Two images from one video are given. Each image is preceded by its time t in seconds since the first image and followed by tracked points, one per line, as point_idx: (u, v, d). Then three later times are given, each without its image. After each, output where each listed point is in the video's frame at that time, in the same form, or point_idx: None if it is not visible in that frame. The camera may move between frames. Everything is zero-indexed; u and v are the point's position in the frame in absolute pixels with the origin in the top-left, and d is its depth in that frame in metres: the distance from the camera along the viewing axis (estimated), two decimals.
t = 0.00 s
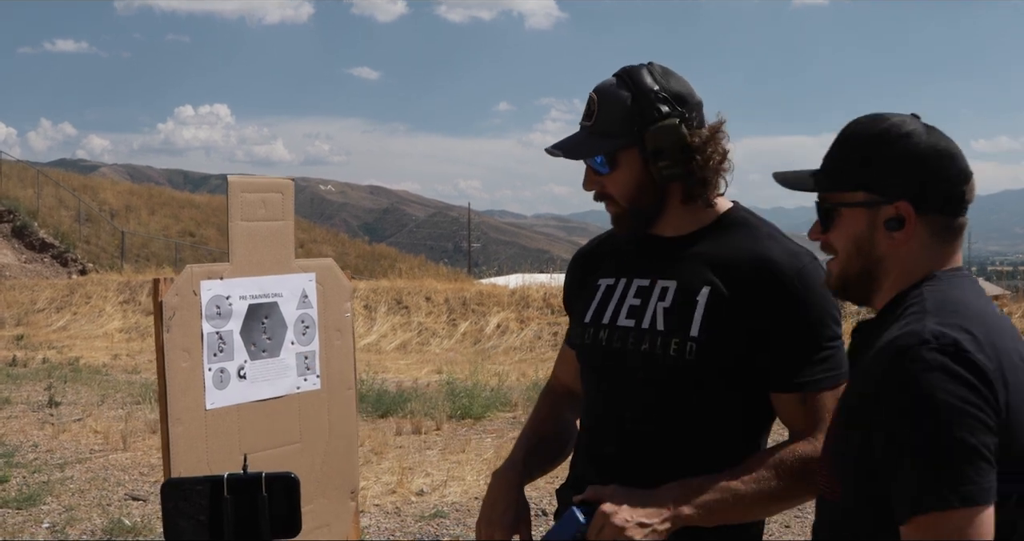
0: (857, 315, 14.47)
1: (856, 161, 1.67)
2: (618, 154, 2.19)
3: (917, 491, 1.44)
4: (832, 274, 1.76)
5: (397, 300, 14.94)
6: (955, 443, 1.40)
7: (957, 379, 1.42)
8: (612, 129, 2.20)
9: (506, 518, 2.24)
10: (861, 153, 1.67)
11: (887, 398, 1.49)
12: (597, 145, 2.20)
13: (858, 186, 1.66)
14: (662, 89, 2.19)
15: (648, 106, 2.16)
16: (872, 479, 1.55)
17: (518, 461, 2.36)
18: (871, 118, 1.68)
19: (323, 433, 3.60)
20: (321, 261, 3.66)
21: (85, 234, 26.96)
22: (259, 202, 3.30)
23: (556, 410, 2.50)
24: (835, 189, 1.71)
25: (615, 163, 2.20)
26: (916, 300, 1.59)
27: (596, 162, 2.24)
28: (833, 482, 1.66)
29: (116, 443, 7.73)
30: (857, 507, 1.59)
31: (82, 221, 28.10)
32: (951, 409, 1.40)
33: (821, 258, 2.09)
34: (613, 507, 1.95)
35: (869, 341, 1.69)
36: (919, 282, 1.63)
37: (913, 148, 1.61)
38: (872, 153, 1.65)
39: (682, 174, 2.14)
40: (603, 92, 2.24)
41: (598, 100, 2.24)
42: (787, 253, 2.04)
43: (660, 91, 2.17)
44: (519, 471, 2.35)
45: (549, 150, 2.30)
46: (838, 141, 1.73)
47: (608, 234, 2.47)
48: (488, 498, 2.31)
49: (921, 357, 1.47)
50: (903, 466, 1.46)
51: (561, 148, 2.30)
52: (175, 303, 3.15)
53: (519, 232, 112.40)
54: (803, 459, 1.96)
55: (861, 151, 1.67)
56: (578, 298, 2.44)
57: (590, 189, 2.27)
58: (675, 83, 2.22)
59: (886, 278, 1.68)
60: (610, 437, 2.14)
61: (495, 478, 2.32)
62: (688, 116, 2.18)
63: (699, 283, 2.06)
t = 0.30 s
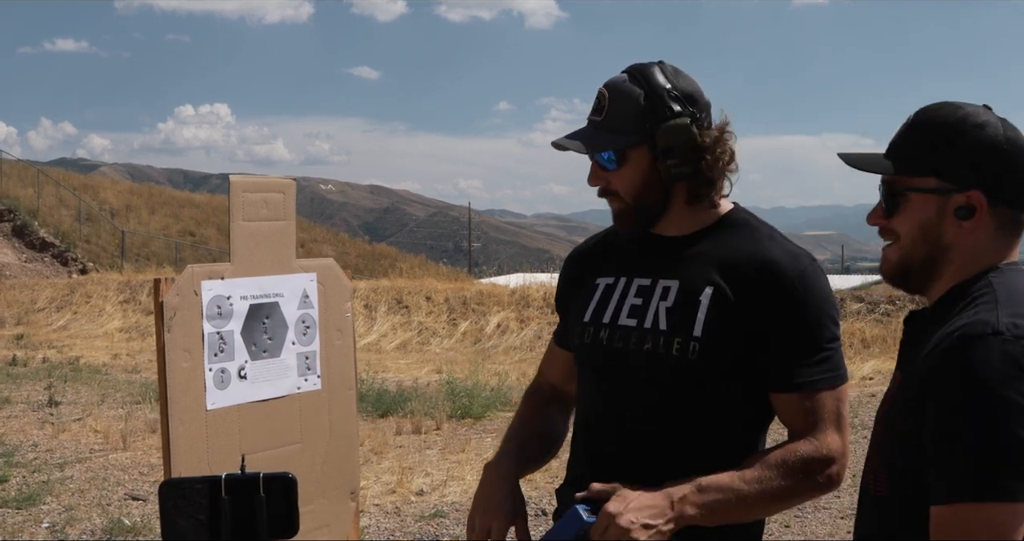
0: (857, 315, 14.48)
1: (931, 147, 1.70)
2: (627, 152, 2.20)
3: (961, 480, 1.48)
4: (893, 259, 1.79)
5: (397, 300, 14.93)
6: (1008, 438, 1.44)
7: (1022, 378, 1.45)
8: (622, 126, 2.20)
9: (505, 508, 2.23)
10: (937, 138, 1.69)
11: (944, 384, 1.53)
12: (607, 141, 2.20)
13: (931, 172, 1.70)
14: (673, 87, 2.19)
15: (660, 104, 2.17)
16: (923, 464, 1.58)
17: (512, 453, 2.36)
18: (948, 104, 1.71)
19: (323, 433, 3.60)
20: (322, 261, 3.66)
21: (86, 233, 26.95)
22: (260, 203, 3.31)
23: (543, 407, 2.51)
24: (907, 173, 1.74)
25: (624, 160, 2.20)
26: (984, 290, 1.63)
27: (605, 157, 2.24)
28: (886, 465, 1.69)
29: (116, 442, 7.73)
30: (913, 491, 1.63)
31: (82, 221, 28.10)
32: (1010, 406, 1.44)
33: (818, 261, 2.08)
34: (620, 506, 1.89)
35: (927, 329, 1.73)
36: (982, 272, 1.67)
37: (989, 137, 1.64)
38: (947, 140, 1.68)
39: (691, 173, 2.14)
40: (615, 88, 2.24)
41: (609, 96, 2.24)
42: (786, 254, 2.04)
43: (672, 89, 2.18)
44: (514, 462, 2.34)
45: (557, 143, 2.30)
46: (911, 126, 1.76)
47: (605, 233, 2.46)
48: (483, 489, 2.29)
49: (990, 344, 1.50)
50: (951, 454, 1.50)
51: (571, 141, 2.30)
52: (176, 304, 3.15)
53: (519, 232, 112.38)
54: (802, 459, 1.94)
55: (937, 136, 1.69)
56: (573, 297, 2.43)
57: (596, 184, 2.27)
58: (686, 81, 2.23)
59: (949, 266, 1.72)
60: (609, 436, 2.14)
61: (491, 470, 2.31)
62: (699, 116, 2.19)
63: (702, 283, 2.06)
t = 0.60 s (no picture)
0: (857, 316, 14.48)
1: (930, 152, 1.70)
2: (624, 148, 2.20)
3: (965, 479, 1.48)
4: (894, 263, 1.80)
5: (397, 300, 14.93)
6: (1013, 434, 1.44)
7: None
8: (619, 123, 2.20)
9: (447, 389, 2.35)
10: (936, 145, 1.69)
11: (948, 383, 1.53)
12: (604, 137, 2.20)
13: (930, 176, 1.69)
14: (670, 84, 2.20)
15: (658, 102, 2.17)
16: (931, 463, 1.58)
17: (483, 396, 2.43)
18: (948, 110, 1.70)
19: (322, 433, 3.60)
20: (321, 261, 3.66)
21: (86, 233, 26.96)
22: (258, 202, 3.30)
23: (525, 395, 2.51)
24: (906, 177, 1.74)
25: (621, 156, 2.20)
26: (984, 292, 1.63)
27: (600, 154, 2.24)
28: (894, 466, 1.69)
29: (116, 442, 7.73)
30: (917, 490, 1.63)
31: (83, 220, 28.11)
32: (1013, 405, 1.44)
33: (813, 256, 2.08)
34: (642, 465, 1.79)
35: (929, 329, 1.73)
36: (980, 276, 1.67)
37: (990, 142, 1.64)
38: (945, 146, 1.68)
39: (686, 170, 2.17)
40: (611, 85, 2.24)
41: (605, 93, 2.24)
42: (783, 248, 2.03)
43: (668, 87, 2.19)
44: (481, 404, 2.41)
45: (553, 139, 2.29)
46: (912, 130, 1.76)
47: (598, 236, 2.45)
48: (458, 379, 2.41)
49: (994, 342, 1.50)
50: (954, 455, 1.50)
51: (566, 136, 2.28)
52: (173, 303, 3.14)
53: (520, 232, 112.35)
54: (812, 445, 1.94)
55: (937, 141, 1.69)
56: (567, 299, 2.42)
57: (592, 180, 2.27)
58: (681, 80, 2.24)
59: (950, 269, 1.72)
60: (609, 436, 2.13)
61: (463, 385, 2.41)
62: (695, 114, 2.20)
63: (698, 278, 2.06)
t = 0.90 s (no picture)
0: (859, 312, 14.46)
1: (930, 146, 1.69)
2: (616, 146, 2.19)
3: (959, 475, 1.48)
4: (894, 260, 1.79)
5: (398, 297, 14.92)
6: (1010, 429, 1.42)
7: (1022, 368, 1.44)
8: (609, 122, 2.19)
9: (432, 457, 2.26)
10: (936, 139, 1.68)
11: (943, 379, 1.52)
12: (595, 137, 2.20)
13: (930, 172, 1.68)
14: (657, 80, 2.19)
15: (646, 98, 2.16)
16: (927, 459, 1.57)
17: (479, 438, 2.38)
18: (947, 104, 1.69)
19: (322, 430, 3.60)
20: (321, 257, 3.65)
21: (87, 230, 26.97)
22: (257, 199, 3.29)
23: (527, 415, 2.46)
24: (904, 173, 1.73)
25: (613, 155, 2.20)
26: (982, 287, 1.61)
27: (593, 155, 2.24)
28: (884, 463, 1.67)
29: (117, 439, 7.72)
30: (909, 487, 1.60)
31: (84, 218, 28.13)
32: (1007, 399, 1.43)
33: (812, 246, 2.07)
34: (660, 478, 1.78)
35: (928, 323, 1.72)
36: (980, 272, 1.66)
37: (990, 137, 1.62)
38: (944, 141, 1.67)
39: (679, 163, 2.15)
40: (598, 86, 2.24)
41: (593, 94, 2.23)
42: (781, 241, 2.02)
43: (655, 83, 2.18)
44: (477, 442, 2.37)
45: (545, 143, 2.29)
46: (911, 125, 1.75)
47: (593, 236, 2.44)
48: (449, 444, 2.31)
49: (987, 337, 1.50)
50: (949, 450, 1.50)
51: (557, 140, 2.28)
52: (173, 300, 3.14)
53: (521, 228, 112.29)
54: (819, 441, 1.93)
55: (936, 136, 1.68)
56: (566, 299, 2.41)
57: (587, 181, 2.27)
58: (668, 75, 2.23)
59: (950, 266, 1.71)
60: (611, 432, 2.12)
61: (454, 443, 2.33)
62: (683, 107, 2.19)
63: (700, 270, 2.05)
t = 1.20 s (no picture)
0: (860, 311, 14.44)
1: (932, 143, 1.68)
2: (605, 149, 2.18)
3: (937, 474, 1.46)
4: (900, 258, 1.77)
5: (399, 293, 14.91)
6: (988, 439, 1.42)
7: (1012, 376, 1.43)
8: (597, 126, 2.18)
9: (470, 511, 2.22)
10: (939, 134, 1.67)
11: (931, 377, 1.51)
12: (583, 141, 2.18)
13: (933, 167, 1.67)
14: (643, 80, 2.17)
15: (632, 99, 2.15)
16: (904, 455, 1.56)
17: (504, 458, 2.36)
18: (948, 99, 1.68)
19: (324, 426, 3.59)
20: (324, 253, 3.64)
21: (89, 225, 26.98)
22: (262, 195, 3.28)
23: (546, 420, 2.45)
24: (907, 171, 1.71)
25: (603, 159, 2.18)
26: (984, 287, 1.60)
27: (584, 158, 2.22)
28: (871, 457, 1.66)
29: (118, 434, 7.72)
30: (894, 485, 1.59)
31: (85, 212, 28.13)
32: (991, 405, 1.42)
33: (810, 243, 2.05)
34: (621, 496, 1.87)
35: (926, 321, 1.70)
36: (986, 270, 1.64)
37: (993, 131, 1.62)
38: (949, 136, 1.65)
39: (669, 162, 2.13)
40: (585, 90, 2.22)
41: (579, 98, 2.22)
42: (777, 238, 2.00)
43: (640, 83, 2.16)
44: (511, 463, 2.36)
45: (535, 151, 2.28)
46: (912, 122, 1.73)
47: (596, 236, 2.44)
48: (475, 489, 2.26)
49: (980, 342, 1.47)
50: (929, 447, 1.48)
51: (545, 148, 2.27)
52: (176, 296, 3.13)
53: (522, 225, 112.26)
54: (805, 443, 1.92)
55: (939, 132, 1.67)
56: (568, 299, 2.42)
57: (579, 185, 2.26)
58: (656, 74, 2.21)
59: (956, 264, 1.68)
60: (611, 432, 2.12)
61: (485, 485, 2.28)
62: (670, 105, 2.17)
63: (694, 269, 2.05)
